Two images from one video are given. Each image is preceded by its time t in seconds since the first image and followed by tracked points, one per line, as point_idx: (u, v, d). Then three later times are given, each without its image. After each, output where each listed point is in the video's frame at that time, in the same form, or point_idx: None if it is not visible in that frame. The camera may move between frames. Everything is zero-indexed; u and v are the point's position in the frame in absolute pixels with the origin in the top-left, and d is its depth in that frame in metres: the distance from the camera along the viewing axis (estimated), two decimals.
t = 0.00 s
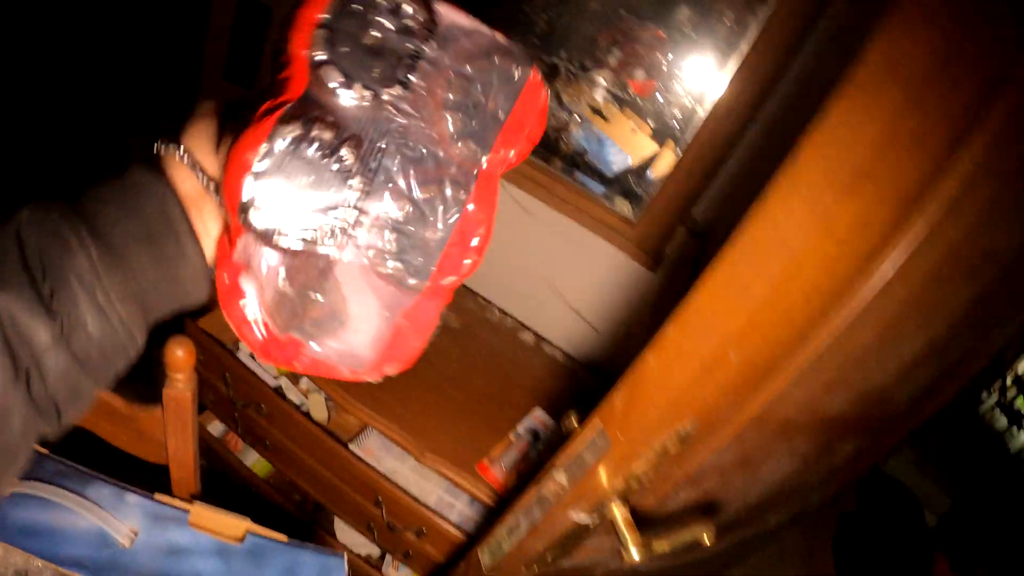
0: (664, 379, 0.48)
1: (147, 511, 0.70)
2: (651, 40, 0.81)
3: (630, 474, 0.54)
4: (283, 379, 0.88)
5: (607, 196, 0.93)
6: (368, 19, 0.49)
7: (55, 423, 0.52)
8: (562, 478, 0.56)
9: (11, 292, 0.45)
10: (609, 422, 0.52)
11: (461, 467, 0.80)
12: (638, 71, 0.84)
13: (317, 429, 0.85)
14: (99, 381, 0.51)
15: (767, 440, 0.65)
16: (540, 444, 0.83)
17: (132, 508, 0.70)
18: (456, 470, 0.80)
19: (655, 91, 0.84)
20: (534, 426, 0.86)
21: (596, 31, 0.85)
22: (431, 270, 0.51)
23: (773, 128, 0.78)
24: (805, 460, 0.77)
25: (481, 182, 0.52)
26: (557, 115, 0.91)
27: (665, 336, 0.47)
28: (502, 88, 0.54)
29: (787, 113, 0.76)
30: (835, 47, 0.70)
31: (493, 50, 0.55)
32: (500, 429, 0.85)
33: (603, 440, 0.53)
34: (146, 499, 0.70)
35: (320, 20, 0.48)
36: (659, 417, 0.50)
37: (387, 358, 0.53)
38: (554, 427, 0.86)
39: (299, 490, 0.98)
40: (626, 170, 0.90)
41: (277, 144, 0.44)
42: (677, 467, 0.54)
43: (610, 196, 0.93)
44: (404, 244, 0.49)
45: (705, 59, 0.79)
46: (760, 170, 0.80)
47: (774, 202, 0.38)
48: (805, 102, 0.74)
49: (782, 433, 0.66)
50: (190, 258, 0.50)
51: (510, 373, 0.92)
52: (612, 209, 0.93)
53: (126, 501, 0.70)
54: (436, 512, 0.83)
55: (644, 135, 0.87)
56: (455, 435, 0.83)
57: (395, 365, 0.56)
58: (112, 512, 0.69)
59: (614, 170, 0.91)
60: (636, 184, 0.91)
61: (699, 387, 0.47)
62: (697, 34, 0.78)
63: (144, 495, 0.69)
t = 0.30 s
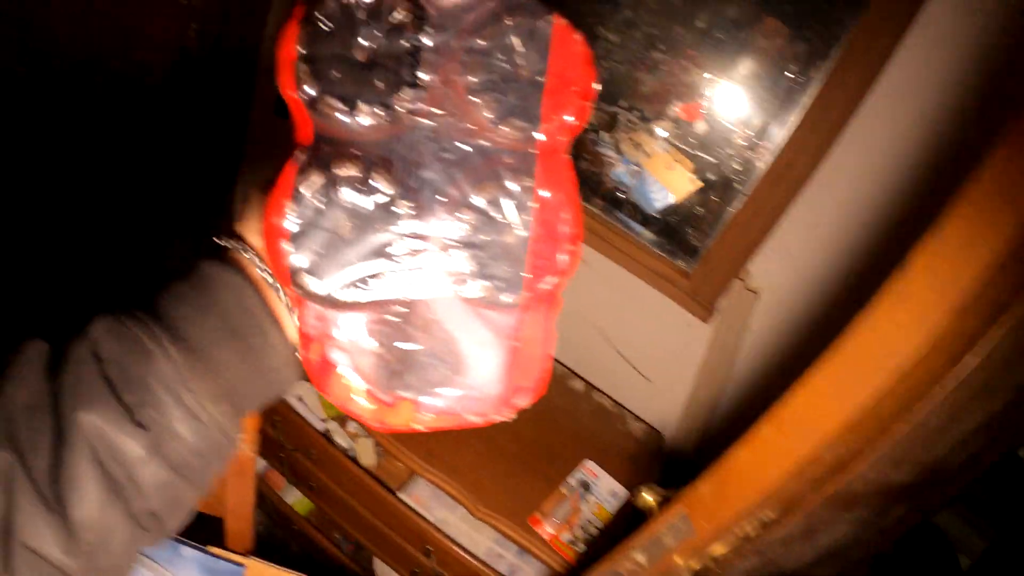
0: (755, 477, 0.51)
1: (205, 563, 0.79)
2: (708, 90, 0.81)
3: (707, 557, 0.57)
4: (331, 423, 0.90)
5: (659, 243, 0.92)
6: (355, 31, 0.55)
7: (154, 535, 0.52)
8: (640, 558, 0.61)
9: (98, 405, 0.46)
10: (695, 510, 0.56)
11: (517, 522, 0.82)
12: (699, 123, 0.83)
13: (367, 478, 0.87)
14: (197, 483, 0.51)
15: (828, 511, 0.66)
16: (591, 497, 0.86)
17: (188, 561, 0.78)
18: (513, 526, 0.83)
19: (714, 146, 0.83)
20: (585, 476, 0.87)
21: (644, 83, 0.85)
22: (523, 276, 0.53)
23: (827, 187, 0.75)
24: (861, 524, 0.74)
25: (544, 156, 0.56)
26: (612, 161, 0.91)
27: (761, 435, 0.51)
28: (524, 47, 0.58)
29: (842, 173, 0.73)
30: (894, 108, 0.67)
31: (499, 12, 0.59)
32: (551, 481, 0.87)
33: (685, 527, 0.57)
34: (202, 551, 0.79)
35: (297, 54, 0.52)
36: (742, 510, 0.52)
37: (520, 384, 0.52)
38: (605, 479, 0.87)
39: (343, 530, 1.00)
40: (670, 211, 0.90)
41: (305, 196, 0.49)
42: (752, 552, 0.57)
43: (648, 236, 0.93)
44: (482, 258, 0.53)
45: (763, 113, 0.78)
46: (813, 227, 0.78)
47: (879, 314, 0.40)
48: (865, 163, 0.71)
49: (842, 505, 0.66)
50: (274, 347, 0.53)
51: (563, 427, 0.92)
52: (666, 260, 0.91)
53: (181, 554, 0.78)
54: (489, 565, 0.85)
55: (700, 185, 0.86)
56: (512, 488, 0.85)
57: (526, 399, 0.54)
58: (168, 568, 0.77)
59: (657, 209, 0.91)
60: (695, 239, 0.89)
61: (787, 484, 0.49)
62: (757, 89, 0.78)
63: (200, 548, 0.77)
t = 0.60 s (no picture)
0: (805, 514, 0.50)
1: None
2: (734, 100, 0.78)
3: None
4: (350, 431, 0.90)
5: (687, 255, 0.90)
6: (404, 49, 0.44)
7: (188, 549, 0.55)
8: None
9: (136, 425, 0.49)
10: (740, 542, 0.54)
11: (540, 536, 0.81)
12: (730, 135, 0.80)
13: (386, 488, 0.86)
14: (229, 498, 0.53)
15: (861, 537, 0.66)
16: (613, 511, 0.86)
17: None
18: (535, 540, 0.81)
19: (745, 160, 0.80)
20: (608, 490, 0.87)
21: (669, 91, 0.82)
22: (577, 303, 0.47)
23: (859, 202, 0.74)
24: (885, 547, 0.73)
25: (599, 185, 0.46)
26: (642, 170, 0.88)
27: (814, 471, 0.49)
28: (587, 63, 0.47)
29: (877, 189, 0.73)
30: (931, 126, 0.67)
31: (561, 30, 0.47)
32: (573, 494, 0.86)
33: (729, 558, 0.56)
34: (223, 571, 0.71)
35: (349, 74, 0.44)
36: (794, 547, 0.50)
37: (557, 402, 0.51)
38: (627, 493, 0.87)
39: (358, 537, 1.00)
40: (696, 223, 0.88)
41: (354, 219, 0.44)
42: None
43: (670, 244, 0.91)
44: (534, 286, 0.45)
45: (796, 126, 0.75)
46: (843, 242, 0.77)
47: (942, 357, 0.41)
48: (899, 180, 0.71)
49: (875, 530, 0.66)
50: (309, 361, 0.52)
51: (586, 439, 0.92)
52: (692, 272, 0.90)
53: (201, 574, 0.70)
54: None
55: (729, 199, 0.84)
56: (533, 503, 0.84)
57: (567, 409, 0.53)
58: None
59: (679, 218, 0.89)
60: (721, 250, 0.87)
61: (841, 522, 0.47)
62: (789, 102, 0.75)
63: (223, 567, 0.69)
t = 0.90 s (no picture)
0: (793, 500, 0.48)
1: None
2: (722, 72, 0.76)
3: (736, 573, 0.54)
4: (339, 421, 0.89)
5: (675, 232, 0.88)
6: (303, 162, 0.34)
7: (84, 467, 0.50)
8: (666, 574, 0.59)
9: (33, 344, 0.42)
10: (726, 527, 0.53)
11: (529, 521, 0.80)
12: (717, 108, 0.78)
13: (375, 477, 0.85)
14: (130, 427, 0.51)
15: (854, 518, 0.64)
16: (605, 493, 0.84)
17: None
18: (525, 525, 0.80)
19: (734, 133, 0.78)
20: (599, 472, 0.86)
21: (658, 64, 0.79)
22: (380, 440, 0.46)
23: (850, 175, 0.70)
24: (878, 526, 0.72)
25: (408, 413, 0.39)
26: (626, 146, 0.88)
27: (802, 454, 0.48)
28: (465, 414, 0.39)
29: (868, 163, 0.68)
30: (925, 98, 0.62)
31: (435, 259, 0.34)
32: (564, 478, 0.84)
33: (715, 545, 0.54)
34: (204, 567, 0.73)
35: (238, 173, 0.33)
36: (780, 534, 0.49)
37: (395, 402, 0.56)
38: (619, 474, 0.86)
39: (349, 524, 0.99)
40: (685, 197, 0.87)
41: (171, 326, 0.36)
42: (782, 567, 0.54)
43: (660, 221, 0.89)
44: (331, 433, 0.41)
45: (785, 97, 0.73)
46: (832, 219, 0.74)
47: (935, 337, 0.39)
48: (890, 157, 0.67)
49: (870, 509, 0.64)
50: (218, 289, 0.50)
51: (576, 422, 0.90)
52: (681, 249, 0.87)
53: (184, 570, 0.73)
54: (501, 564, 0.84)
55: (717, 173, 0.82)
56: (523, 487, 0.82)
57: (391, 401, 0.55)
58: None
59: (668, 193, 0.88)
60: (710, 226, 0.85)
61: (829, 507, 0.46)
62: (780, 73, 0.73)
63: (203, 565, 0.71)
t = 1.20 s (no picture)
0: (780, 472, 0.47)
1: (199, 569, 0.73)
2: (704, 50, 0.75)
3: (725, 548, 0.53)
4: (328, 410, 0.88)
5: (660, 210, 0.87)
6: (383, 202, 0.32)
7: None
8: (655, 550, 0.59)
9: None
10: (714, 503, 0.52)
11: (522, 503, 0.79)
12: (700, 84, 0.77)
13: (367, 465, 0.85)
14: (46, 380, 0.46)
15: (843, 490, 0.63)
16: (597, 473, 0.84)
17: (182, 568, 0.73)
18: (517, 507, 0.79)
19: (717, 109, 0.77)
20: (591, 452, 0.86)
21: (640, 39, 0.78)
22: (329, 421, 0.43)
23: (836, 150, 0.70)
24: (870, 498, 0.72)
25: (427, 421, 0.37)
26: (608, 125, 0.86)
27: (788, 424, 0.48)
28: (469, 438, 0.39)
29: (854, 135, 0.68)
30: (908, 66, 0.62)
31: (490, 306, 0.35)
32: (556, 460, 0.84)
33: (703, 520, 0.53)
34: (196, 559, 0.74)
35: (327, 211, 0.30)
36: (768, 507, 0.48)
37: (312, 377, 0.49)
38: (610, 454, 0.86)
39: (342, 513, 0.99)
40: (669, 175, 0.85)
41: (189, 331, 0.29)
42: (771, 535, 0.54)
43: (646, 200, 0.88)
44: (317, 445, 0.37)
45: (767, 72, 0.72)
46: (818, 193, 0.74)
47: (919, 301, 0.39)
48: (876, 130, 0.67)
49: (858, 481, 0.64)
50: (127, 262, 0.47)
51: (566, 403, 0.90)
52: (667, 228, 0.86)
53: (175, 562, 0.73)
54: (495, 547, 0.84)
55: (701, 150, 0.81)
56: (514, 470, 0.82)
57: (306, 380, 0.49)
58: None
59: (654, 172, 0.86)
60: (695, 204, 0.84)
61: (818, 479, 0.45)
62: (761, 50, 0.72)
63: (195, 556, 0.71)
